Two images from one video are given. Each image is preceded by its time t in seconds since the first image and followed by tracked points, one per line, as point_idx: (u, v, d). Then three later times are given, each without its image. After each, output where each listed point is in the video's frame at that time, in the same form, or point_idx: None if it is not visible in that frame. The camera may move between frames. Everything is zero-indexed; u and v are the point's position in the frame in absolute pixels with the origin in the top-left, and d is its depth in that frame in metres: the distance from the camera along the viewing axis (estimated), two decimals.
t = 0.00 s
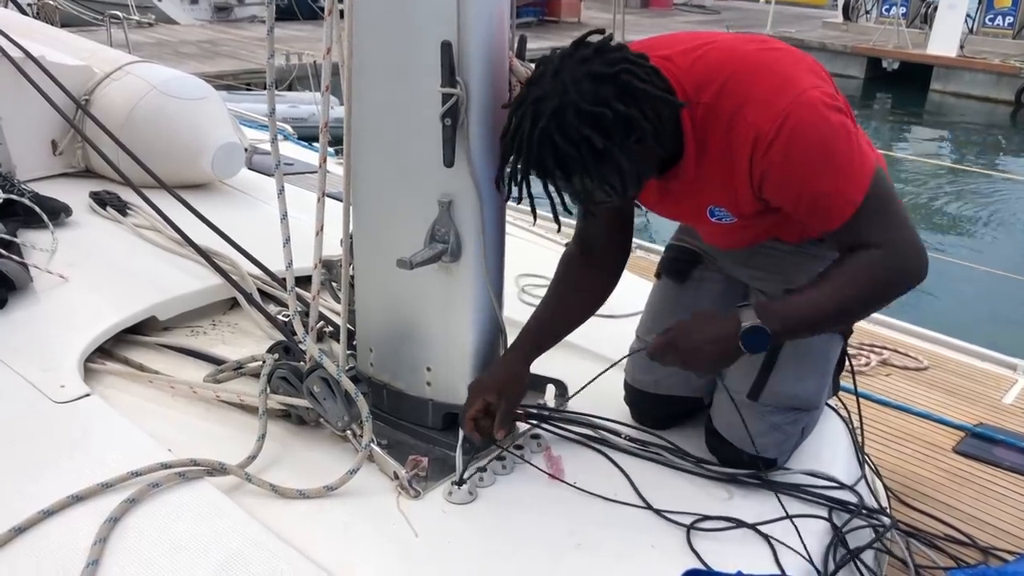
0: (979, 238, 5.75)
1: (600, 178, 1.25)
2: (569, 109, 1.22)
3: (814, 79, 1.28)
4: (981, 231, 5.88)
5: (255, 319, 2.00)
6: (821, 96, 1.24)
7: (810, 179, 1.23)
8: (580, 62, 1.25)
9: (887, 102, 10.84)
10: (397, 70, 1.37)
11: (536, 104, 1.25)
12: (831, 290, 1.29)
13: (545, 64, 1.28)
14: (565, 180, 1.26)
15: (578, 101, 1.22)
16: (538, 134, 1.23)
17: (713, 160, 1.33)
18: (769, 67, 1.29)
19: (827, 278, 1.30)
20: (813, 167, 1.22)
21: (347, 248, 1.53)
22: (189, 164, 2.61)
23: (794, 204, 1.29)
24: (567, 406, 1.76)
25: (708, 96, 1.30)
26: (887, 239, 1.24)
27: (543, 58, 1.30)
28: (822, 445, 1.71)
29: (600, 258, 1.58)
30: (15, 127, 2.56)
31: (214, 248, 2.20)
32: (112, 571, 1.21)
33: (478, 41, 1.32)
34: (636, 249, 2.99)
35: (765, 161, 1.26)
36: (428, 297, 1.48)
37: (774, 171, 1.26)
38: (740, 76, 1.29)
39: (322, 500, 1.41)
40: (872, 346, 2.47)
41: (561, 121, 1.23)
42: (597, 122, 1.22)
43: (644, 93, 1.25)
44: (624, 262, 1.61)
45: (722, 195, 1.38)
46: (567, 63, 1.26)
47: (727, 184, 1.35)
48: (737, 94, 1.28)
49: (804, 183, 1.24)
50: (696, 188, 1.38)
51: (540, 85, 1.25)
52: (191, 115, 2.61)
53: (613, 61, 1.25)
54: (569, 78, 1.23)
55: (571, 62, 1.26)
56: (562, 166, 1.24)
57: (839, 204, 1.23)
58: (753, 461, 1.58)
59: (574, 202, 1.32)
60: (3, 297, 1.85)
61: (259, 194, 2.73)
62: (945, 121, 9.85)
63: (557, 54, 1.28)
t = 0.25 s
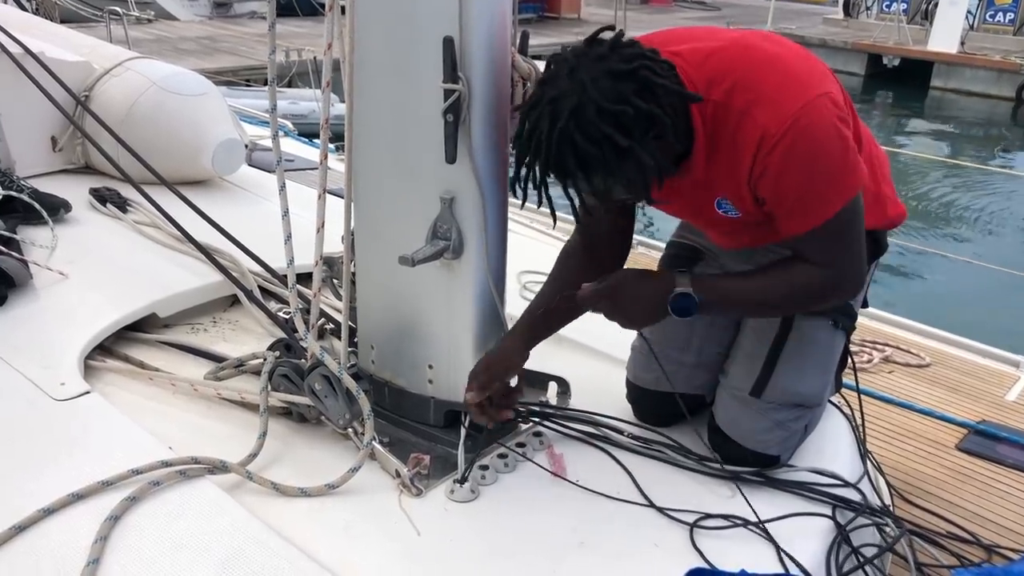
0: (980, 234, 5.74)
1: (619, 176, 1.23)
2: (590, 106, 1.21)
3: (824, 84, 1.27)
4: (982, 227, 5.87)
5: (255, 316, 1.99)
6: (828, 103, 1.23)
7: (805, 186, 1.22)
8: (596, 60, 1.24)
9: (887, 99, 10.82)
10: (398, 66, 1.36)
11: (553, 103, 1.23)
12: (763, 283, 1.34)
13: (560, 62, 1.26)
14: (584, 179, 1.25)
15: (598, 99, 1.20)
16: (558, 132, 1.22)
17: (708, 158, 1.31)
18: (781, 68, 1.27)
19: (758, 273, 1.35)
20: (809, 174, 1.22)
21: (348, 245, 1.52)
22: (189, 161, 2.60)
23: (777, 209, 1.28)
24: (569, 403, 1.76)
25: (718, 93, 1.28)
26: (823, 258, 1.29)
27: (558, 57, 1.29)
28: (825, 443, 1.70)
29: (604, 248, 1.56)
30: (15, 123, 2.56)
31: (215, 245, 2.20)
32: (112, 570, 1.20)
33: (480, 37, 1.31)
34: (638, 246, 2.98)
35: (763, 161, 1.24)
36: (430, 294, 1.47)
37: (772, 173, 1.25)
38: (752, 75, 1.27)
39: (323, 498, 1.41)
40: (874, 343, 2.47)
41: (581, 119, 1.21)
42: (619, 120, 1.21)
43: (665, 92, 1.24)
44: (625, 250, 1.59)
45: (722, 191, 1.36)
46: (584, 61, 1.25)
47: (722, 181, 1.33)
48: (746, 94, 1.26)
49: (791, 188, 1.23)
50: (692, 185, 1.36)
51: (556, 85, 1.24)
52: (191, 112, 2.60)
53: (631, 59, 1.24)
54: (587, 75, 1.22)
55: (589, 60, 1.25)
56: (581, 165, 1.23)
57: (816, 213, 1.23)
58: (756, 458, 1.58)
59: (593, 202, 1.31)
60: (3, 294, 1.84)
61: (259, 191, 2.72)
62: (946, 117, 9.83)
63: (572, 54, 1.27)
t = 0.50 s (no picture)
0: (978, 232, 5.74)
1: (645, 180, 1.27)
2: (605, 119, 1.24)
3: (820, 77, 1.30)
4: (980, 224, 5.87)
5: (254, 315, 1.99)
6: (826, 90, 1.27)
7: (819, 176, 1.26)
8: (594, 70, 1.27)
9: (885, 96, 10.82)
10: (397, 64, 1.36)
11: (569, 123, 1.26)
12: (804, 276, 1.37)
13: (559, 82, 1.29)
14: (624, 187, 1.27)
15: (613, 107, 1.23)
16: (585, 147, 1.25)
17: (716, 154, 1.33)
18: (776, 63, 1.30)
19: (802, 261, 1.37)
20: (821, 165, 1.25)
21: (348, 244, 1.51)
22: (188, 159, 2.59)
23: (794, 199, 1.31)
24: (569, 402, 1.75)
25: (718, 90, 1.30)
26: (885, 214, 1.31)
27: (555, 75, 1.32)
28: (825, 442, 1.70)
29: (588, 254, 1.57)
30: (13, 121, 2.55)
31: (213, 243, 2.19)
32: (111, 570, 1.20)
33: (481, 35, 1.31)
34: (638, 244, 2.98)
35: (774, 155, 1.27)
36: (430, 294, 1.47)
37: (784, 166, 1.27)
38: (749, 70, 1.30)
39: (323, 497, 1.40)
40: (873, 341, 2.46)
41: (602, 132, 1.24)
42: (642, 126, 1.24)
43: (673, 95, 1.27)
44: (614, 247, 1.59)
45: (728, 189, 1.38)
46: (585, 76, 1.27)
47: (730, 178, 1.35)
48: (745, 88, 1.29)
49: (809, 177, 1.26)
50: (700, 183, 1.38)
51: (563, 101, 1.27)
52: (190, 110, 2.59)
53: (639, 70, 1.27)
54: (594, 90, 1.25)
55: (591, 75, 1.27)
56: (625, 167, 1.26)
57: (842, 199, 1.26)
58: (756, 458, 1.58)
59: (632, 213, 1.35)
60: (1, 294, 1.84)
61: (257, 189, 2.71)
62: (944, 114, 9.83)
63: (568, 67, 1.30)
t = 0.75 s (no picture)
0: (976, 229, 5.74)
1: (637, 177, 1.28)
2: (592, 117, 1.26)
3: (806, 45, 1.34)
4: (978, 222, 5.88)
5: (253, 315, 1.98)
6: (817, 53, 1.31)
7: (843, 133, 1.29)
8: (583, 70, 1.29)
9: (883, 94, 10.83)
10: (395, 64, 1.35)
11: (560, 126, 1.28)
12: (982, 226, 1.35)
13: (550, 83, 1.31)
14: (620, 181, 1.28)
15: (602, 103, 1.25)
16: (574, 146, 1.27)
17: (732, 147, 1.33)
18: (760, 49, 1.33)
19: (971, 198, 1.34)
20: (839, 125, 1.28)
21: (347, 245, 1.51)
22: (186, 158, 2.58)
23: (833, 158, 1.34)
24: (568, 401, 1.75)
25: (712, 83, 1.32)
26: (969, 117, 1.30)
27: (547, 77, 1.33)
28: (825, 440, 1.70)
29: (593, 250, 1.56)
30: (10, 121, 2.54)
31: (211, 243, 2.19)
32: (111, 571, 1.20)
33: (479, 34, 1.31)
34: (636, 242, 2.98)
35: (795, 130, 1.29)
36: (429, 294, 1.47)
37: (808, 135, 1.30)
38: (735, 59, 1.32)
39: (323, 498, 1.40)
40: (872, 339, 2.46)
41: (590, 131, 1.26)
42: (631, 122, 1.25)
43: (667, 94, 1.28)
44: (618, 252, 1.59)
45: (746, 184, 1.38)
46: (573, 77, 1.29)
47: (751, 172, 1.35)
48: (737, 74, 1.32)
49: (846, 129, 1.29)
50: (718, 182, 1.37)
51: (554, 106, 1.29)
52: (187, 109, 2.58)
53: (631, 69, 1.28)
54: (582, 89, 1.27)
55: (579, 76, 1.29)
56: (614, 166, 1.27)
57: (892, 128, 1.29)
58: (756, 457, 1.58)
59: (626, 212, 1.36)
60: None
61: (255, 188, 2.71)
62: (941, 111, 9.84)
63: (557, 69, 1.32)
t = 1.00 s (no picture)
0: (972, 226, 5.75)
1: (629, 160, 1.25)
2: (584, 98, 1.23)
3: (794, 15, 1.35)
4: (975, 218, 5.89)
5: (251, 313, 1.98)
6: (806, 17, 1.33)
7: (840, 96, 1.28)
8: (581, 51, 1.27)
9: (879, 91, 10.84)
10: (393, 62, 1.35)
11: (552, 103, 1.26)
12: None
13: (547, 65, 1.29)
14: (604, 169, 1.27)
15: (595, 87, 1.23)
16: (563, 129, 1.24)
17: (735, 118, 1.32)
18: (750, 23, 1.34)
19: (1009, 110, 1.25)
20: (835, 88, 1.28)
21: (345, 242, 1.51)
22: (183, 156, 2.58)
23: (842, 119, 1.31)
24: (567, 399, 1.75)
25: (712, 58, 1.32)
26: (995, 55, 1.23)
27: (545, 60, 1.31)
28: (823, 437, 1.70)
29: (608, 251, 1.55)
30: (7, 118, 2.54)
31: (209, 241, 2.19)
32: (111, 569, 1.20)
33: (478, 31, 1.31)
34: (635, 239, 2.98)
35: (796, 96, 1.29)
36: (428, 291, 1.47)
37: (805, 104, 1.30)
38: (727, 36, 1.32)
39: (322, 496, 1.40)
40: (870, 335, 2.47)
41: (582, 114, 1.24)
42: (622, 103, 1.23)
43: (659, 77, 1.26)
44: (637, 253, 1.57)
45: (751, 158, 1.36)
46: (571, 58, 1.27)
47: (757, 141, 1.33)
48: (731, 48, 1.32)
49: (852, 86, 1.27)
50: (723, 156, 1.35)
51: (550, 85, 1.27)
52: (185, 107, 2.58)
53: (634, 62, 1.25)
54: (578, 70, 1.25)
55: (575, 57, 1.27)
56: (597, 156, 1.25)
57: (897, 80, 1.26)
58: (755, 454, 1.58)
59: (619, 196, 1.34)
60: None
61: (253, 186, 2.70)
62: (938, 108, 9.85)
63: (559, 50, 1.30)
